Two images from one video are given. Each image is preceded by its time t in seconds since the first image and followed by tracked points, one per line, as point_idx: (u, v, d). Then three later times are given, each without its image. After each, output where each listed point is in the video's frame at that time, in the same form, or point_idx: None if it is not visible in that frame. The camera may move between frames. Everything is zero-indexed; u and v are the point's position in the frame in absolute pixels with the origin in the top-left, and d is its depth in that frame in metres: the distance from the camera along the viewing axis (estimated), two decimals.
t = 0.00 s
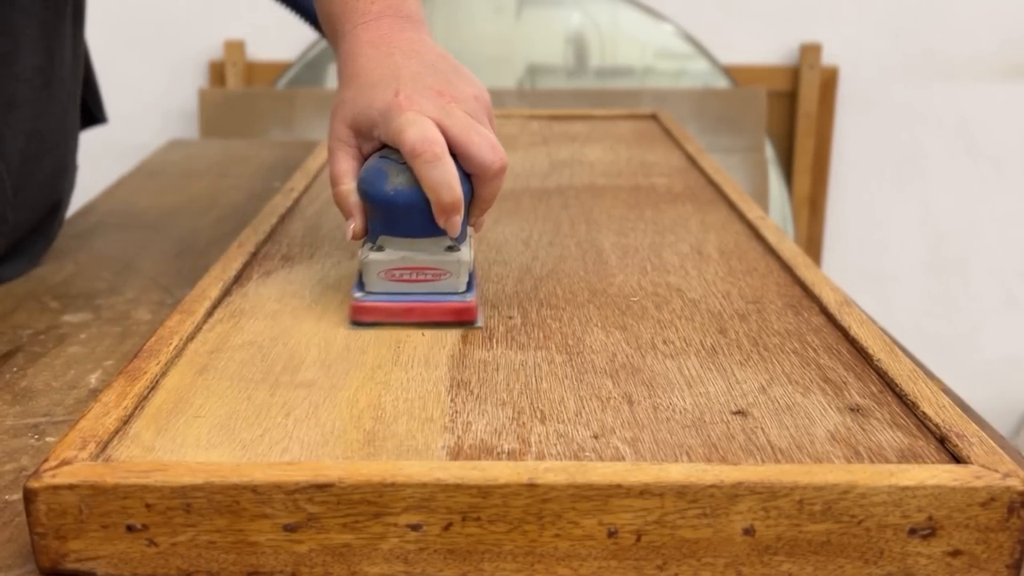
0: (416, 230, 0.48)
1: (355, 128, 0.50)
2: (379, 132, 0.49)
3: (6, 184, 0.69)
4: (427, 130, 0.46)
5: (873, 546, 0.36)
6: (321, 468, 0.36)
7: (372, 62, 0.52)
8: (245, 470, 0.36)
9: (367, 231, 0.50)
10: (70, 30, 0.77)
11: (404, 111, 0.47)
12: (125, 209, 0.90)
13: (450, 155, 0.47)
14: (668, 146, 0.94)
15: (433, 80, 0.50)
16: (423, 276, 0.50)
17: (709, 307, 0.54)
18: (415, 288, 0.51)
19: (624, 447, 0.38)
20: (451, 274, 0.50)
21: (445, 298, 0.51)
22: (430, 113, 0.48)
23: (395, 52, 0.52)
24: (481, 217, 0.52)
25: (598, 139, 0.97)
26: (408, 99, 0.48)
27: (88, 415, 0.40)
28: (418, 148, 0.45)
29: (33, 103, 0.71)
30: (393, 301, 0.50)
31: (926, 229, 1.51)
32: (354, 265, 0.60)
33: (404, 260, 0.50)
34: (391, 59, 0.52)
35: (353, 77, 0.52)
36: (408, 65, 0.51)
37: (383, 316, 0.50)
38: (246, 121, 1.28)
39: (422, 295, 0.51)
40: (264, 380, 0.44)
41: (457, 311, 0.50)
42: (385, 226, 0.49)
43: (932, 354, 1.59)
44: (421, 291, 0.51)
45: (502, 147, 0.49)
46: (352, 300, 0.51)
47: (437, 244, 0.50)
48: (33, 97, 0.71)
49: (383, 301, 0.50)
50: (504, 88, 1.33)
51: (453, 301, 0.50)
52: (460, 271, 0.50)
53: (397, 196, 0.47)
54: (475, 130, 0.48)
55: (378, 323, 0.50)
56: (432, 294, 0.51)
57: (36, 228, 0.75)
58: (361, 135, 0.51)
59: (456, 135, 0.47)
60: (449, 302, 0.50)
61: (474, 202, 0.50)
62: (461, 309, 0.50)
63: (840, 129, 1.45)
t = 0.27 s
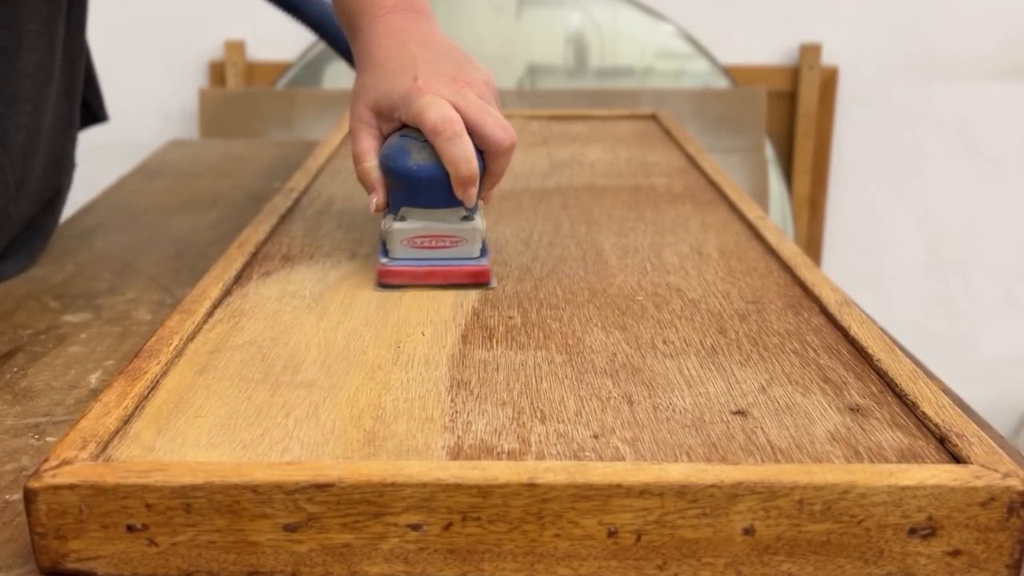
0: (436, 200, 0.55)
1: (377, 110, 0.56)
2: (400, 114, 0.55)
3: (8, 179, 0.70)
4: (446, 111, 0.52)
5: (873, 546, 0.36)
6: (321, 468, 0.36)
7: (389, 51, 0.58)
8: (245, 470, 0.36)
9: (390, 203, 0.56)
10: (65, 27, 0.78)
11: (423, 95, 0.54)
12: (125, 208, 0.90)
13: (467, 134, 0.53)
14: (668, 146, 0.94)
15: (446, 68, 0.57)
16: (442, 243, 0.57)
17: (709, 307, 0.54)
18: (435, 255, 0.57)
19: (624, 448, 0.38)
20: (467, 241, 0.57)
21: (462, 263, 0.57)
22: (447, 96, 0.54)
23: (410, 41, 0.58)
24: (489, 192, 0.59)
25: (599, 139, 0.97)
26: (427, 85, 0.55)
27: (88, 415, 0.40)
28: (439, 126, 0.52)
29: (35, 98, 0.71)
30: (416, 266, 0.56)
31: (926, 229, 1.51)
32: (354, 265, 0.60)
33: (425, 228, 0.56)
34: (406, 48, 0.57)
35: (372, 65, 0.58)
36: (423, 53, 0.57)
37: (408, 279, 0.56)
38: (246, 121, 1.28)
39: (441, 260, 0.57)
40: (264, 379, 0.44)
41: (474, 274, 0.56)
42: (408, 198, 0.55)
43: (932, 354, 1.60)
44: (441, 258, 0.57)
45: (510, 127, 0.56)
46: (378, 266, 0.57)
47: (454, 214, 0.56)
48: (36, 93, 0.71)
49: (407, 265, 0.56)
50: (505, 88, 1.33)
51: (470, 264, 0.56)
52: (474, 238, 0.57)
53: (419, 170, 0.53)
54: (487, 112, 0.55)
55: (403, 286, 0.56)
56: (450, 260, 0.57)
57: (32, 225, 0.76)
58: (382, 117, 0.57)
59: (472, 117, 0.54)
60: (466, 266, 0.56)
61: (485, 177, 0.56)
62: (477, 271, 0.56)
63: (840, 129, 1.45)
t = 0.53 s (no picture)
0: (459, 180, 0.61)
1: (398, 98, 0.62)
2: (421, 102, 0.61)
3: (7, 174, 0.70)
4: (467, 99, 0.58)
5: (873, 546, 0.36)
6: (321, 468, 0.36)
7: (408, 41, 0.62)
8: (245, 470, 0.36)
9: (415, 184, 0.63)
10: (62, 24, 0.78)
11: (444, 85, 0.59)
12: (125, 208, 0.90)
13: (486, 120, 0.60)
14: (668, 146, 0.94)
15: (462, 56, 0.62)
16: (463, 222, 0.62)
17: (709, 307, 0.54)
18: (457, 233, 0.62)
19: (624, 448, 0.38)
20: (486, 220, 0.62)
21: (483, 240, 0.61)
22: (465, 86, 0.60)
23: (426, 31, 0.63)
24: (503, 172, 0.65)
25: (599, 139, 0.97)
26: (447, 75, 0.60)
27: (88, 415, 0.40)
28: (462, 114, 0.58)
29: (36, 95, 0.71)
30: (441, 243, 0.61)
31: (926, 229, 1.51)
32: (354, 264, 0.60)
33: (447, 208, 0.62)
34: (424, 37, 0.62)
35: (391, 54, 0.63)
36: (438, 42, 0.62)
37: (433, 255, 0.60)
38: (246, 121, 1.28)
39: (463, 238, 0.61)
40: (264, 379, 0.44)
41: (494, 250, 0.61)
42: (432, 179, 0.61)
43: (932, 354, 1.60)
44: (461, 236, 0.62)
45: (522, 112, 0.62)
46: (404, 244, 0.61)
47: (473, 194, 0.62)
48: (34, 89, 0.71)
49: (432, 243, 0.61)
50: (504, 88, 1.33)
51: (489, 241, 0.61)
52: (493, 216, 0.62)
53: (443, 153, 0.59)
54: (502, 99, 0.61)
55: (430, 262, 0.60)
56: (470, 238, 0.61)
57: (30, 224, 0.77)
58: (404, 104, 0.62)
59: (489, 104, 0.60)
60: (487, 243, 0.61)
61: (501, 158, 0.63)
62: (496, 247, 0.61)
63: (840, 130, 1.45)
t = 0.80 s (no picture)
0: (455, 198, 0.56)
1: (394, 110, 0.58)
2: (418, 114, 0.57)
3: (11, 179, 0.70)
4: (464, 111, 0.54)
5: (873, 546, 0.36)
6: (321, 468, 0.36)
7: (406, 50, 0.59)
8: (245, 470, 0.36)
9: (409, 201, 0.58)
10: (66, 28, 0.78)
11: (442, 94, 0.55)
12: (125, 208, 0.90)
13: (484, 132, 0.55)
14: (668, 146, 0.94)
15: (463, 66, 0.58)
16: (461, 243, 0.57)
17: (709, 307, 0.54)
18: (454, 255, 0.57)
19: (624, 448, 0.38)
20: (485, 241, 0.57)
21: (481, 262, 0.57)
22: (465, 96, 0.56)
23: (426, 40, 0.59)
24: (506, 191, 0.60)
25: (598, 139, 0.97)
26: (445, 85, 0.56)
27: (88, 415, 0.40)
28: (458, 126, 0.53)
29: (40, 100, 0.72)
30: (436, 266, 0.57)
31: (926, 229, 1.51)
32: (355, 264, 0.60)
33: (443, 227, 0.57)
34: (423, 47, 0.59)
35: (389, 65, 0.59)
36: (439, 50, 0.58)
37: (427, 278, 0.56)
38: (247, 121, 1.28)
39: (460, 259, 0.57)
40: (264, 379, 0.44)
41: (493, 274, 0.56)
42: (426, 197, 0.56)
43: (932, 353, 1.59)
44: (459, 257, 0.57)
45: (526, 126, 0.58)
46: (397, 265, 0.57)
47: (472, 213, 0.57)
48: (38, 95, 0.72)
49: (426, 265, 0.57)
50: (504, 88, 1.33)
51: (489, 264, 0.57)
52: (493, 236, 0.57)
53: (438, 168, 0.55)
54: (504, 111, 0.56)
55: (423, 285, 0.56)
56: (468, 260, 0.57)
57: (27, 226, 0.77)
58: (400, 116, 0.58)
59: (490, 116, 0.55)
60: (486, 266, 0.57)
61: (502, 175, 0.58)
62: (495, 271, 0.57)
63: (840, 130, 1.45)
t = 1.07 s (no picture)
0: (445, 232, 0.48)
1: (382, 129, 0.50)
2: (407, 134, 0.49)
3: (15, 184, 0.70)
4: (455, 133, 0.46)
5: (872, 546, 0.36)
6: (321, 468, 0.36)
7: (397, 60, 0.51)
8: (245, 470, 0.36)
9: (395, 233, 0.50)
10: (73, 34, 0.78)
11: (433, 113, 0.48)
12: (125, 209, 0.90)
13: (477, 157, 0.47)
14: (668, 146, 0.94)
15: (460, 80, 0.50)
16: (449, 279, 0.50)
17: (709, 307, 0.54)
18: (442, 292, 0.51)
19: (624, 448, 0.38)
20: (477, 278, 0.50)
21: (472, 302, 0.50)
22: (458, 115, 0.48)
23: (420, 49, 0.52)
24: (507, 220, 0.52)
25: (598, 140, 0.97)
26: (436, 101, 0.49)
27: (88, 415, 0.40)
28: (446, 150, 0.46)
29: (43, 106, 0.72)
30: (421, 305, 0.50)
31: (926, 229, 1.51)
32: (356, 264, 0.60)
33: (430, 263, 0.50)
34: (416, 57, 0.51)
35: (378, 77, 0.52)
36: (435, 62, 0.51)
37: (410, 320, 0.50)
38: (246, 121, 1.29)
39: (449, 298, 0.51)
40: (265, 379, 0.44)
41: (485, 316, 0.50)
42: (412, 229, 0.49)
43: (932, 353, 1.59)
44: (448, 295, 0.51)
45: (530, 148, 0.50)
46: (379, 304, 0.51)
47: (464, 247, 0.50)
48: (42, 101, 0.72)
49: (410, 305, 0.50)
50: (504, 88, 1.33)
51: (481, 305, 0.50)
52: (486, 274, 0.50)
53: (424, 198, 0.47)
54: (504, 131, 0.48)
55: (406, 327, 0.50)
56: (458, 298, 0.51)
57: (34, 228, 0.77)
58: (388, 137, 0.51)
59: (486, 137, 0.48)
60: (477, 306, 0.50)
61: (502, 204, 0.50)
62: (488, 313, 0.50)
63: (840, 130, 1.45)
